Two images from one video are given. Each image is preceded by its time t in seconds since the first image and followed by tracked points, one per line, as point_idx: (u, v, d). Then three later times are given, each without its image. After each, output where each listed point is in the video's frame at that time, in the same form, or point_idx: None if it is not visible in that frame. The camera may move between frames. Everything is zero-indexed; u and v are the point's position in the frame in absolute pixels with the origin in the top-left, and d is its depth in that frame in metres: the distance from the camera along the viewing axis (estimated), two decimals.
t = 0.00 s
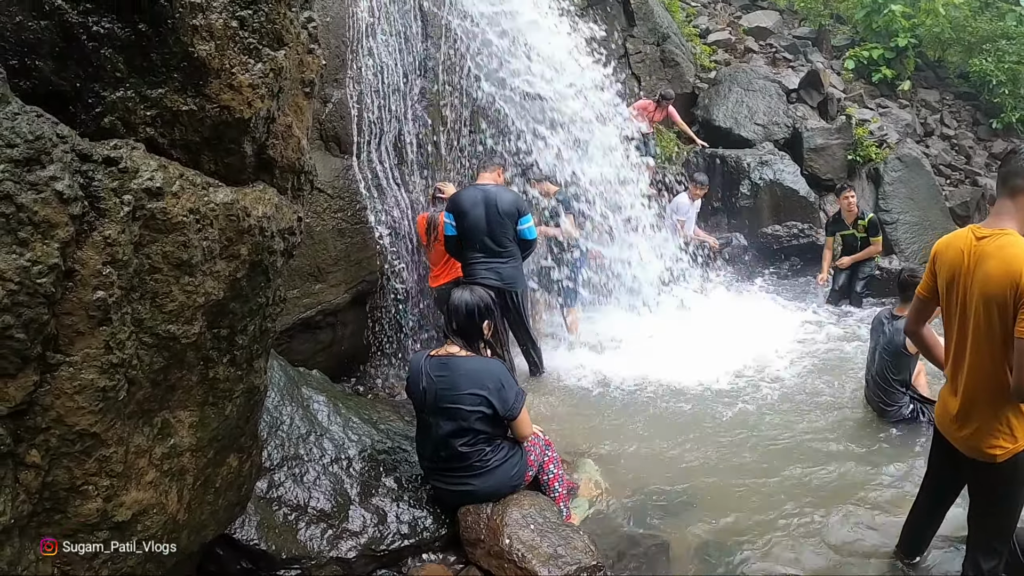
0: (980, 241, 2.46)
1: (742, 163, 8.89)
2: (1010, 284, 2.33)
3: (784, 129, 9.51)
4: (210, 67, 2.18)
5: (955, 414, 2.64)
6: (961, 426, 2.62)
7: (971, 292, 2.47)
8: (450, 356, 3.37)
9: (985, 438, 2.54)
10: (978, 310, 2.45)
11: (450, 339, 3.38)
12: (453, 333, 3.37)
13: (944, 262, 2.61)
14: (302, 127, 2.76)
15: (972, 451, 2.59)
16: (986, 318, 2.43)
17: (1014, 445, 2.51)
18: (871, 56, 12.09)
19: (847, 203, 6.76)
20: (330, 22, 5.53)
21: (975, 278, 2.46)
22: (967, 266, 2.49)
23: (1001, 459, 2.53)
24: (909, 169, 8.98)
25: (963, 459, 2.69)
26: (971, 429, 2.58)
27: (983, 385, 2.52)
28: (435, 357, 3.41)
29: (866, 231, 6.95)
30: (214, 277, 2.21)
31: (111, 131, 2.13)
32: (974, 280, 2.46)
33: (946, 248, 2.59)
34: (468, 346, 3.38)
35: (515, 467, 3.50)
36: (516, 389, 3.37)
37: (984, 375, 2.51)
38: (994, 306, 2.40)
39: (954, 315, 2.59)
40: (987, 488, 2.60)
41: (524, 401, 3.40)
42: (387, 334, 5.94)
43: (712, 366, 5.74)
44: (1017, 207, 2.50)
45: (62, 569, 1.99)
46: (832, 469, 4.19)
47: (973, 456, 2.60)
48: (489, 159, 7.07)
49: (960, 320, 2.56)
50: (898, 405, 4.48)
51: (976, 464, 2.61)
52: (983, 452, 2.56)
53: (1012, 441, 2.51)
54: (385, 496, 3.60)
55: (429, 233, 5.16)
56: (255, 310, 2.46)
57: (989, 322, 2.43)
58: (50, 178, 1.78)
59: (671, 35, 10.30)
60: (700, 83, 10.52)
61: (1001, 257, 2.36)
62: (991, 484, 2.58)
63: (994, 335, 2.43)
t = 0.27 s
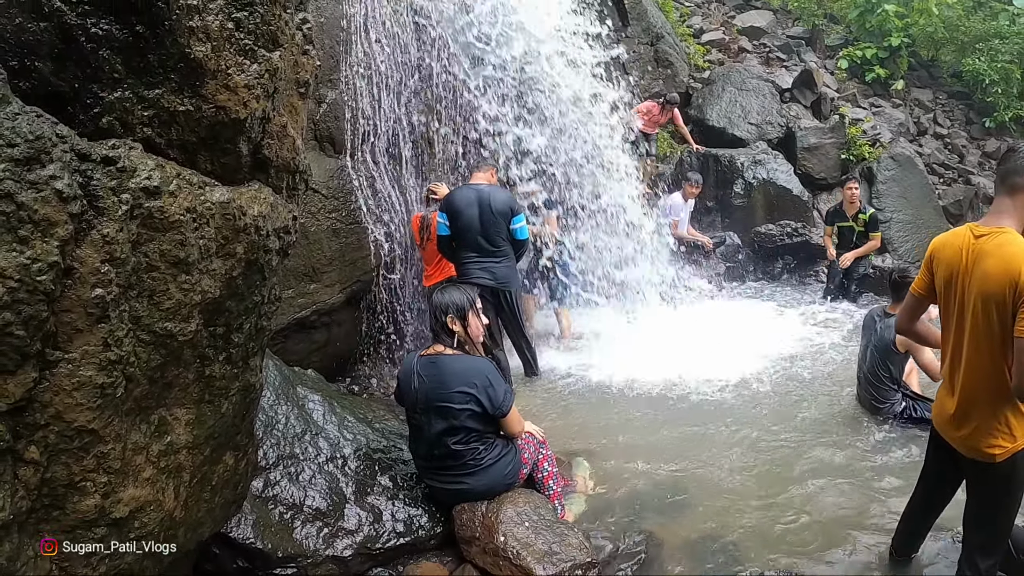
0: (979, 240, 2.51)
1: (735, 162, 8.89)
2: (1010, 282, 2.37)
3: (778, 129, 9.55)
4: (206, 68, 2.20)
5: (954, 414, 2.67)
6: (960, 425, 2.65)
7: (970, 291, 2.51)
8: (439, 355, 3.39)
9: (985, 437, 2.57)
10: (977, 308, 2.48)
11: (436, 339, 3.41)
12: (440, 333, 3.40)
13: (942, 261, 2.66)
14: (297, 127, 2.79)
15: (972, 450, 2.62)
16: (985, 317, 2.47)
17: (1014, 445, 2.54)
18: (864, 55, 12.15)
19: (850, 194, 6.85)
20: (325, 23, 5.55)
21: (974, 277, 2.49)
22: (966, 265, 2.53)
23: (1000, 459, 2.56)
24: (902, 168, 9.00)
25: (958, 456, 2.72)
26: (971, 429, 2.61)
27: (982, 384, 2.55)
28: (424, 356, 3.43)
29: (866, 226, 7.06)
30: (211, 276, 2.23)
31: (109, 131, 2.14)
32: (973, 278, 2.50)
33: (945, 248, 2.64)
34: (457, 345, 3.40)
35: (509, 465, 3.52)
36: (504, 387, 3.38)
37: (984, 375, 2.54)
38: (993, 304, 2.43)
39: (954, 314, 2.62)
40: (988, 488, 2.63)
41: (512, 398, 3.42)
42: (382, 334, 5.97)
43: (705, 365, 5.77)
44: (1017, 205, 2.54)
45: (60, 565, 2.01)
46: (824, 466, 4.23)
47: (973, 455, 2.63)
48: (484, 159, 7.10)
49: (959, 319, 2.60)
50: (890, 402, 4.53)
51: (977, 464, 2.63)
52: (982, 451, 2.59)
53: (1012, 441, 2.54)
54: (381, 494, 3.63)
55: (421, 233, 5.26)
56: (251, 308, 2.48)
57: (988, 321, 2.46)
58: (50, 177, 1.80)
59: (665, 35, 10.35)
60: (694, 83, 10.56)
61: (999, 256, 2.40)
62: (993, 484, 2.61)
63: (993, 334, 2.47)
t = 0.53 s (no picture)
0: (983, 239, 2.51)
1: (736, 160, 8.91)
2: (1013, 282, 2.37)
3: (779, 126, 9.55)
4: (210, 61, 2.21)
5: (958, 415, 2.67)
6: (965, 427, 2.65)
7: (974, 291, 2.51)
8: (433, 348, 3.41)
9: (990, 438, 2.58)
10: (981, 308, 2.49)
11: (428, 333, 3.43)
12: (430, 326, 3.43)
13: (945, 260, 2.66)
14: (299, 121, 2.80)
15: (977, 451, 2.63)
16: (990, 317, 2.47)
17: (1018, 445, 2.56)
18: (865, 54, 12.14)
19: (855, 190, 6.82)
20: (327, 18, 5.55)
21: (978, 277, 2.50)
22: (970, 265, 2.54)
23: (1006, 460, 2.58)
24: (902, 167, 9.00)
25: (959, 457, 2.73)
26: (975, 430, 2.62)
27: (987, 386, 2.56)
28: (420, 349, 3.47)
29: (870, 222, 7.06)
30: (214, 268, 2.24)
31: (114, 123, 2.14)
32: (977, 278, 2.50)
33: (948, 247, 2.65)
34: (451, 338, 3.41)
35: (508, 460, 3.53)
36: (495, 377, 3.39)
37: (988, 376, 2.55)
38: (998, 304, 2.43)
39: (957, 314, 2.63)
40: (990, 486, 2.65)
41: (503, 388, 3.44)
42: (381, 329, 5.99)
43: (704, 363, 5.78)
44: (1020, 203, 2.54)
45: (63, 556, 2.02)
46: (823, 463, 4.24)
47: (978, 456, 2.63)
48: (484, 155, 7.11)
49: (962, 319, 2.60)
50: (888, 401, 4.53)
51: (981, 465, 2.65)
52: (987, 452, 2.60)
53: (1017, 441, 2.55)
54: (381, 489, 3.63)
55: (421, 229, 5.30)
56: (253, 301, 2.49)
57: (992, 321, 2.47)
58: (55, 168, 1.80)
59: (666, 32, 10.36)
60: (695, 80, 10.56)
61: (1003, 255, 2.41)
62: (994, 484, 2.64)
63: (997, 334, 2.47)
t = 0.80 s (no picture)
0: (983, 255, 2.52)
1: (737, 167, 8.92)
2: (1013, 298, 2.38)
3: (781, 135, 9.57)
4: (214, 59, 2.22)
5: (956, 431, 2.68)
6: (962, 443, 2.66)
7: (974, 306, 2.52)
8: (433, 348, 3.42)
9: (988, 455, 2.59)
10: (980, 324, 2.50)
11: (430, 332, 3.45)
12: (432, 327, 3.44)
13: (945, 275, 2.67)
14: (302, 120, 2.80)
15: (974, 467, 2.63)
16: (989, 333, 2.48)
17: (1016, 462, 2.56)
18: (869, 64, 12.16)
19: (857, 200, 6.81)
20: (332, 16, 5.56)
21: (978, 293, 2.50)
22: (970, 281, 2.54)
23: (1003, 476, 2.58)
24: (904, 178, 9.01)
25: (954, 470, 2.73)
26: (973, 446, 2.62)
27: (984, 402, 2.56)
28: (421, 349, 3.47)
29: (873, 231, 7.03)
30: (213, 266, 2.24)
31: (116, 120, 2.14)
32: (977, 294, 2.50)
33: (949, 262, 2.65)
34: (453, 339, 3.42)
35: (504, 463, 3.52)
36: (493, 377, 3.39)
37: (987, 392, 2.55)
38: (997, 320, 2.44)
39: (956, 329, 2.63)
40: (989, 502, 2.65)
41: (501, 389, 3.43)
42: (380, 329, 5.99)
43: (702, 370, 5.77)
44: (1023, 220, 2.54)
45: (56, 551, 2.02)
46: (818, 473, 4.24)
47: (975, 473, 2.64)
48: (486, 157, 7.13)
49: (961, 334, 2.61)
50: (886, 412, 4.53)
51: (978, 480, 2.65)
52: (985, 468, 2.60)
53: (1014, 458, 2.56)
54: (376, 489, 3.63)
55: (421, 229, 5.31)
56: (252, 299, 2.49)
57: (992, 337, 2.48)
58: (57, 164, 1.81)
59: (671, 38, 10.38)
60: (699, 87, 10.58)
61: (1004, 272, 2.41)
62: (991, 498, 2.64)
63: (996, 351, 2.48)
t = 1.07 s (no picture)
0: (980, 271, 2.53)
1: (736, 178, 8.94)
2: (1010, 314, 2.40)
3: (779, 147, 9.60)
4: (217, 61, 2.23)
5: (950, 447, 2.68)
6: (956, 458, 2.66)
7: (969, 322, 2.53)
8: (434, 353, 3.42)
9: (982, 470, 2.59)
10: (976, 339, 2.51)
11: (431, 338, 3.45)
12: (434, 333, 3.44)
13: (942, 290, 2.68)
14: (303, 124, 2.81)
15: (968, 483, 2.64)
16: (985, 349, 2.49)
17: (1010, 478, 2.57)
18: (869, 77, 12.22)
19: (856, 213, 6.84)
20: (334, 20, 5.58)
21: (973, 308, 2.52)
22: (965, 296, 2.56)
23: (997, 492, 2.59)
24: (901, 192, 9.05)
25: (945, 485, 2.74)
26: (968, 461, 2.62)
27: (979, 416, 2.58)
28: (421, 355, 3.46)
29: (871, 244, 7.11)
30: (210, 268, 2.24)
31: (117, 119, 2.14)
32: (972, 310, 2.52)
33: (945, 277, 2.67)
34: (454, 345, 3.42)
35: (498, 470, 3.52)
36: (495, 385, 3.40)
37: (981, 408, 2.56)
38: (993, 335, 2.46)
39: (952, 345, 2.65)
40: (983, 516, 2.65)
41: (502, 397, 3.44)
42: (374, 333, 5.98)
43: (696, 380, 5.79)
44: (1019, 236, 2.57)
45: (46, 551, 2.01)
46: (809, 485, 4.25)
47: (968, 488, 2.64)
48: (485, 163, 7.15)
49: (957, 350, 2.62)
50: (879, 425, 4.53)
51: (972, 496, 2.65)
52: (979, 483, 2.61)
53: (1008, 473, 2.57)
54: (367, 493, 3.63)
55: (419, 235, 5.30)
56: (248, 302, 2.49)
57: (987, 352, 2.49)
58: (56, 163, 1.81)
59: (672, 48, 10.44)
60: (699, 97, 10.62)
61: (1000, 287, 2.43)
62: (983, 511, 2.64)
63: (992, 366, 2.49)
